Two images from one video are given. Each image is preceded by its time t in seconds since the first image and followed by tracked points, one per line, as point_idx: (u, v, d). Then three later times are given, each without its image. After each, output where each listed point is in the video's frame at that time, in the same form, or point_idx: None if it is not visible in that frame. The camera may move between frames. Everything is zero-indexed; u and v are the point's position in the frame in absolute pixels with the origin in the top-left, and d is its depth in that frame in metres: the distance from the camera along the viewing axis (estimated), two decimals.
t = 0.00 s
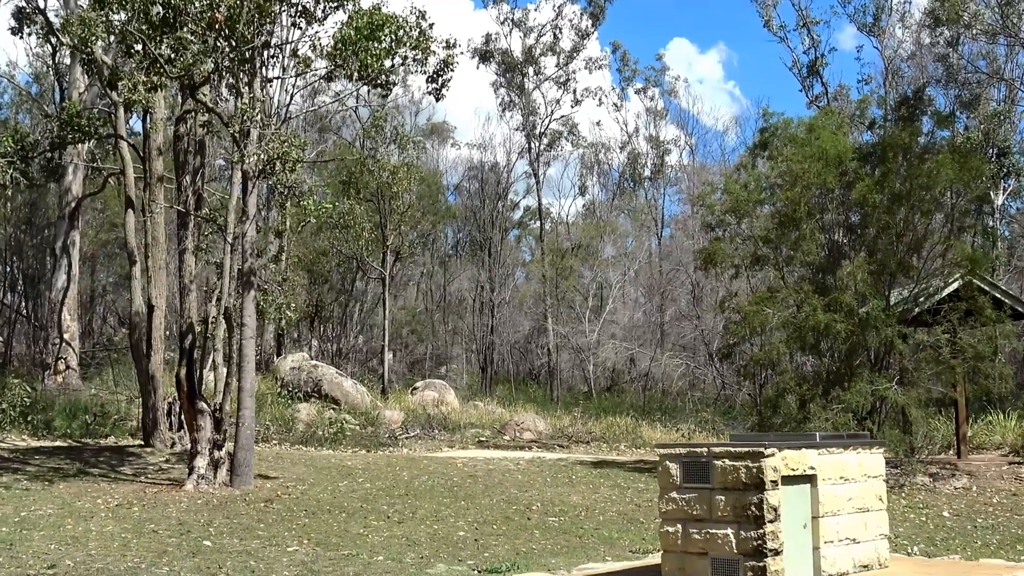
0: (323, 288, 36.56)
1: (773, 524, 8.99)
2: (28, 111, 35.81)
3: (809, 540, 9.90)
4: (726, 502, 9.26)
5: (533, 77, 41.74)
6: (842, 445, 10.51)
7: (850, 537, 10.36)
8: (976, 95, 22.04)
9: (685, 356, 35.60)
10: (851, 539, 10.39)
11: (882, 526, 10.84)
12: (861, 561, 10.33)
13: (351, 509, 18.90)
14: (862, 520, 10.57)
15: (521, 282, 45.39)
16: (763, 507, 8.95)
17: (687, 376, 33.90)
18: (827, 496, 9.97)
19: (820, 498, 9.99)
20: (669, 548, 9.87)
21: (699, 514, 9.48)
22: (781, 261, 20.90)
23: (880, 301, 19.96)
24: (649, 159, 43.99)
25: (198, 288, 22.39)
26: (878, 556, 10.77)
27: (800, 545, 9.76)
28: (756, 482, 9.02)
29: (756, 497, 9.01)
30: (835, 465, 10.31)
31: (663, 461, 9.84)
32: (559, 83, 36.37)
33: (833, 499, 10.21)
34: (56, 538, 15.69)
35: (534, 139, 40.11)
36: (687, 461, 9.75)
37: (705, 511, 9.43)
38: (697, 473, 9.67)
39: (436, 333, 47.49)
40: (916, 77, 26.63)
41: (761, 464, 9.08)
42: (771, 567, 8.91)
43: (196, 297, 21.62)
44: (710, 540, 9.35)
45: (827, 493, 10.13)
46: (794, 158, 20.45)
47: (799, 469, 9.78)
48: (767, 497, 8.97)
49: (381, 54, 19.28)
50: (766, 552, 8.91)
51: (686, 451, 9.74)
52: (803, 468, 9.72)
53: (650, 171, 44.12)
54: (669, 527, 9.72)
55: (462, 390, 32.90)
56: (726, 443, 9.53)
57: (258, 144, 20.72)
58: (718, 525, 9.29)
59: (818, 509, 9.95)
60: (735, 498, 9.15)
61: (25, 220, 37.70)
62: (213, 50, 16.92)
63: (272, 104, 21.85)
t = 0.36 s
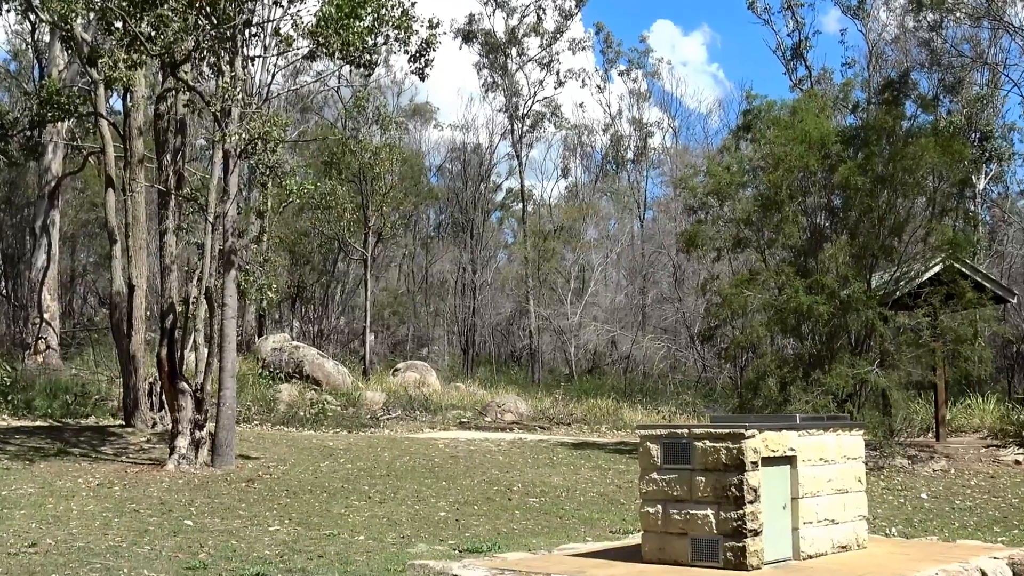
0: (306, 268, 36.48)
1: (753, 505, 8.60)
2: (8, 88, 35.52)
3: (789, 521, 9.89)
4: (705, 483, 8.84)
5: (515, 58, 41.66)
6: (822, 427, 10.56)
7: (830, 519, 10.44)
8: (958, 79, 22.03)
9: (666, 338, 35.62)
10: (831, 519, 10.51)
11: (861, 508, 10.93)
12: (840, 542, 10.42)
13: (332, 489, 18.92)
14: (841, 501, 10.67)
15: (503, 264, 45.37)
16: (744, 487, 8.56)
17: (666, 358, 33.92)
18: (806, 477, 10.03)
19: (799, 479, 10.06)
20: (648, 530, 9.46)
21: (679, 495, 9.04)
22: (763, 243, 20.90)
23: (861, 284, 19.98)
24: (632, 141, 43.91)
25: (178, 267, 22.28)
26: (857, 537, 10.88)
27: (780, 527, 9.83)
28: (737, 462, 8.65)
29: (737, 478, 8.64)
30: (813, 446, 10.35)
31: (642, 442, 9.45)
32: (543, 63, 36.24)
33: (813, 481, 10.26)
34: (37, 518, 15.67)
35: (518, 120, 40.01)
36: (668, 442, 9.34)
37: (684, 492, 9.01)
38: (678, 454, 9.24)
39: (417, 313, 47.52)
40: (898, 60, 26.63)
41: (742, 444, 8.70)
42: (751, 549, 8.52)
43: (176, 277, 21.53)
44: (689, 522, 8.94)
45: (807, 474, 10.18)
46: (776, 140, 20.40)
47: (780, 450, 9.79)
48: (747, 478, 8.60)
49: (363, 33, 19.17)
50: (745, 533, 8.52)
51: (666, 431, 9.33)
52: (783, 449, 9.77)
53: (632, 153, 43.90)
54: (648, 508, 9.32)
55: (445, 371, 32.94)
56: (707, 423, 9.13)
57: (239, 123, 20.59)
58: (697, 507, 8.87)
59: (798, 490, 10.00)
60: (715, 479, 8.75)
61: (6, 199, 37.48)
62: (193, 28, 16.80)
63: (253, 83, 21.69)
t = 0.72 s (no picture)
0: (277, 255, 36.35)
1: (723, 493, 9.37)
2: None
3: (758, 508, 10.10)
4: (677, 471, 9.62)
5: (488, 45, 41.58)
6: (792, 415, 10.60)
7: (798, 506, 10.55)
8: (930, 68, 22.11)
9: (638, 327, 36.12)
10: (801, 506, 10.61)
11: (831, 495, 11.02)
12: (808, 529, 10.54)
13: (304, 477, 18.86)
14: (811, 489, 10.74)
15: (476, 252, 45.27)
16: (714, 476, 9.32)
17: (636, 346, 34.36)
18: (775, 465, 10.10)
19: (769, 467, 10.12)
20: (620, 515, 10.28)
21: (650, 483, 9.80)
22: (735, 232, 20.95)
23: (833, 272, 20.07)
24: (606, 130, 43.87)
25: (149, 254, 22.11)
26: (826, 524, 10.99)
27: (749, 513, 9.95)
28: (708, 451, 9.40)
29: (707, 466, 9.38)
30: (784, 434, 10.41)
31: (615, 429, 10.17)
32: (517, 51, 36.14)
33: (783, 468, 10.34)
34: (5, 506, 15.54)
35: (491, 107, 39.91)
36: (640, 430, 10.07)
37: (656, 480, 9.77)
38: (650, 442, 9.99)
39: (390, 302, 47.45)
40: (871, 50, 26.72)
41: (713, 433, 9.44)
42: (721, 534, 9.37)
43: (147, 264, 21.38)
44: (661, 508, 9.75)
45: (777, 462, 10.25)
46: (749, 129, 20.42)
47: (750, 438, 9.92)
48: (718, 467, 9.34)
49: (336, 19, 19.04)
50: (716, 520, 9.34)
51: (639, 419, 10.05)
52: (752, 437, 9.84)
53: (606, 142, 43.61)
54: (621, 495, 10.10)
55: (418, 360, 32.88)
56: (678, 412, 9.85)
57: (210, 109, 20.43)
58: (668, 494, 9.67)
59: (767, 478, 10.08)
60: (686, 467, 9.51)
61: None
62: (164, 12, 16.67)
63: (224, 69, 21.52)
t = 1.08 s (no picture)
0: (246, 248, 36.11)
1: (689, 489, 9.40)
2: None
3: (724, 505, 10.15)
4: (644, 467, 9.63)
5: (460, 39, 41.47)
6: (759, 412, 10.65)
7: (764, 503, 10.61)
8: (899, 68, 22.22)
9: (607, 323, 36.22)
10: (766, 503, 10.65)
11: (796, 492, 11.09)
12: (774, 525, 10.59)
13: (271, 472, 18.75)
14: (777, 486, 10.78)
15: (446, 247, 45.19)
16: (681, 472, 9.33)
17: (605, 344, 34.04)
18: (741, 462, 10.16)
19: (735, 464, 10.17)
20: (587, 510, 10.30)
21: (617, 479, 9.83)
22: (704, 229, 21.00)
23: (800, 270, 20.18)
24: (577, 125, 43.83)
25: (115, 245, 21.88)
26: (791, 521, 11.06)
27: (714, 509, 10.00)
28: (674, 447, 9.42)
29: (674, 463, 9.39)
30: (749, 432, 10.47)
31: (583, 425, 10.15)
32: (489, 45, 36.04)
33: (750, 465, 10.39)
34: None
35: (463, 102, 39.83)
36: (607, 426, 10.06)
37: (623, 476, 9.78)
38: (617, 437, 9.98)
39: (360, 295, 47.28)
40: (841, 50, 26.91)
41: (680, 429, 9.45)
42: (686, 530, 9.41)
43: (113, 256, 21.15)
44: (627, 504, 9.78)
45: (743, 459, 10.30)
46: (719, 126, 20.45)
47: (717, 434, 9.98)
48: (684, 463, 9.36)
49: (307, 12, 18.92)
50: (682, 516, 9.38)
51: (607, 415, 10.03)
52: (719, 433, 9.88)
53: (577, 138, 43.67)
54: (588, 491, 10.11)
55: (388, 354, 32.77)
56: (645, 408, 9.84)
57: (179, 100, 20.22)
58: (636, 490, 9.70)
59: (734, 474, 10.13)
60: (653, 463, 9.53)
61: None
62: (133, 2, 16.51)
63: (193, 60, 21.31)
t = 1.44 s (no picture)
0: (213, 247, 35.86)
1: (655, 491, 9.42)
2: None
3: (689, 506, 10.17)
4: (609, 468, 9.63)
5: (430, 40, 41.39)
6: (724, 414, 10.69)
7: (729, 504, 10.64)
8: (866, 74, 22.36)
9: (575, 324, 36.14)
10: (731, 504, 10.67)
11: (760, 494, 11.13)
12: (737, 527, 10.63)
13: (235, 472, 18.60)
14: (741, 487, 10.82)
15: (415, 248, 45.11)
16: (646, 474, 9.35)
17: (574, 346, 34.48)
18: (706, 463, 10.18)
19: (700, 465, 10.19)
20: (553, 511, 10.29)
21: (583, 480, 9.82)
22: (672, 232, 21.06)
23: (767, 273, 20.28)
24: (547, 127, 43.80)
25: (79, 242, 21.64)
26: (755, 523, 11.10)
27: (679, 510, 10.02)
28: (640, 449, 9.42)
29: (640, 464, 9.40)
30: (714, 433, 10.49)
31: (548, 426, 10.13)
32: (459, 46, 35.97)
33: (714, 466, 10.41)
34: None
35: (432, 102, 39.77)
36: (573, 427, 10.05)
37: (588, 477, 9.78)
38: (582, 439, 9.97)
39: (326, 296, 47.03)
40: (809, 55, 27.14)
41: (646, 431, 9.45)
42: (652, 532, 9.44)
43: (76, 253, 20.91)
44: (593, 506, 9.78)
45: (708, 460, 10.32)
46: (686, 130, 20.50)
47: (682, 436, 9.98)
48: (649, 465, 9.37)
49: (275, 10, 18.79)
50: (647, 518, 9.41)
51: (572, 416, 10.03)
52: (685, 435, 9.90)
53: (547, 139, 43.67)
54: (554, 492, 10.10)
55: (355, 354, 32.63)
56: (611, 409, 9.84)
57: (145, 97, 20.02)
58: (601, 492, 9.70)
59: (699, 476, 10.15)
60: (619, 465, 9.53)
61: None
62: None
63: (160, 57, 21.12)
